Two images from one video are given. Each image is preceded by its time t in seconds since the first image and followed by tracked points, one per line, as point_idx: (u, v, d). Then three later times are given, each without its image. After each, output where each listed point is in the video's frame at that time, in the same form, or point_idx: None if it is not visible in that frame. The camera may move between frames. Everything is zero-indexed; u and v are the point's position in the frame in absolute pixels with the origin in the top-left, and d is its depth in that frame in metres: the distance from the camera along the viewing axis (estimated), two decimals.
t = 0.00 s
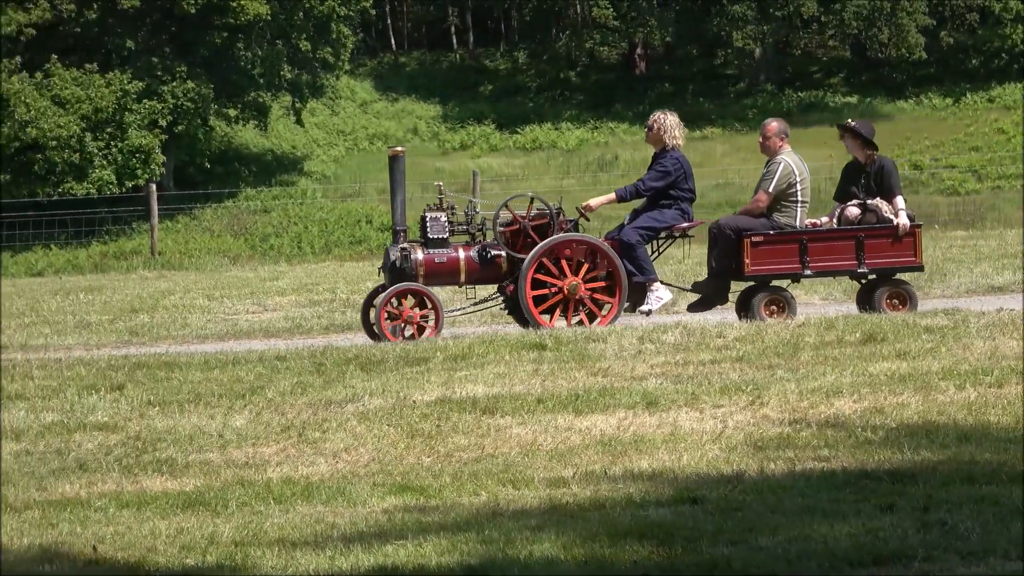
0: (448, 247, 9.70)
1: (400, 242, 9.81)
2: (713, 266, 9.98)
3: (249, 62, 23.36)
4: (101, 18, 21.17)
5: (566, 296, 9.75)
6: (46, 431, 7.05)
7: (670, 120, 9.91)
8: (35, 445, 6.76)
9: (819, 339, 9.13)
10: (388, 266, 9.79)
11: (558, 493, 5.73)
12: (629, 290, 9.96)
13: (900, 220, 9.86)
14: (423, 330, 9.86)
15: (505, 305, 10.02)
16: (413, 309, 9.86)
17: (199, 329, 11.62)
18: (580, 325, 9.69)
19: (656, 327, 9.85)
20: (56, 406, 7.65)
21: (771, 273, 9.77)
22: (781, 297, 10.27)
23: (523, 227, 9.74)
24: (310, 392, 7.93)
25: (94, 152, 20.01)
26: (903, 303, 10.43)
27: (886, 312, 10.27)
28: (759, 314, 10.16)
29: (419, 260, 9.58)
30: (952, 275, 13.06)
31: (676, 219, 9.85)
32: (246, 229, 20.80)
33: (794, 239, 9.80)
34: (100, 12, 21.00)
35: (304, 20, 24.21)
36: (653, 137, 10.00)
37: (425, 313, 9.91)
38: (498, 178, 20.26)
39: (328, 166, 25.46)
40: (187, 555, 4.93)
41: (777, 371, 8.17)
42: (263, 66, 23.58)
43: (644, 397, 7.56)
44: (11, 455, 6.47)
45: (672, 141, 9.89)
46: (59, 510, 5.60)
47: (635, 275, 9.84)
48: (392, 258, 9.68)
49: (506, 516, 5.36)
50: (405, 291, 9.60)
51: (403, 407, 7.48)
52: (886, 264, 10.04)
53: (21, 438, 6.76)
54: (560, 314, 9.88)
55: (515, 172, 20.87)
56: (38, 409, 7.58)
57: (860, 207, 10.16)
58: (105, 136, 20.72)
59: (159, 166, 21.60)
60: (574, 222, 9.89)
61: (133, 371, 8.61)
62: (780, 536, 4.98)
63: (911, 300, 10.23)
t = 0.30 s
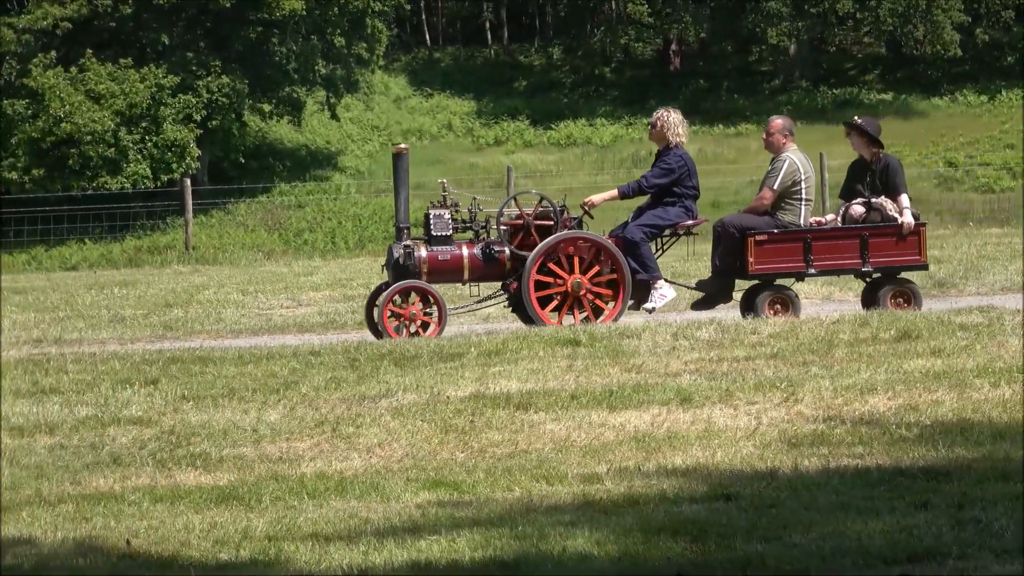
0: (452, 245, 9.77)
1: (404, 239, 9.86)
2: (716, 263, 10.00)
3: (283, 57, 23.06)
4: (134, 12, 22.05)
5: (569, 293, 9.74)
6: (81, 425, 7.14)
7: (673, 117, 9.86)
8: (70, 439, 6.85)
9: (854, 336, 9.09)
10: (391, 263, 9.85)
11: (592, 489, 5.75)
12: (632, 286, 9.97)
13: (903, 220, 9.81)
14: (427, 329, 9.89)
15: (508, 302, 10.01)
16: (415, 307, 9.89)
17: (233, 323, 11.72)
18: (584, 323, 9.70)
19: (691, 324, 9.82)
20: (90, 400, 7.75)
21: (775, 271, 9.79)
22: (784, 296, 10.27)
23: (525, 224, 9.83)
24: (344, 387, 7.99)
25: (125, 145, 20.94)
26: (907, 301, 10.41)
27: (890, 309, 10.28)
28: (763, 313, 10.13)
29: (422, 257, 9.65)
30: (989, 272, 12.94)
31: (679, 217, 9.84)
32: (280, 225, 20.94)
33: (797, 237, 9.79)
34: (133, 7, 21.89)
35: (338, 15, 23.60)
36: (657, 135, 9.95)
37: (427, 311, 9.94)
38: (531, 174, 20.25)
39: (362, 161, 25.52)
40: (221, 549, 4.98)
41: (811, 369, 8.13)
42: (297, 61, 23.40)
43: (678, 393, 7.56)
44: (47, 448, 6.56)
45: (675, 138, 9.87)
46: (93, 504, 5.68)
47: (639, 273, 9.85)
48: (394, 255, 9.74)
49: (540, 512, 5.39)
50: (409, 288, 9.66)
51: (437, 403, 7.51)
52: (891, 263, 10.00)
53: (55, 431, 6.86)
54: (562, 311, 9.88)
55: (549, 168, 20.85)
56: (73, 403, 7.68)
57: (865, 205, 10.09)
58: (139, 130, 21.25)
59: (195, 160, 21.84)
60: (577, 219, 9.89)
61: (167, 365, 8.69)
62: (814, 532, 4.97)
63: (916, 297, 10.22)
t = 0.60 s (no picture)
0: (450, 241, 10.00)
1: (402, 235, 10.09)
2: (718, 259, 10.79)
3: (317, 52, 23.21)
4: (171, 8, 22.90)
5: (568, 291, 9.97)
6: (113, 418, 7.22)
7: (672, 116, 10.73)
8: (102, 432, 6.93)
9: (886, 333, 9.06)
10: (390, 258, 10.08)
11: (624, 485, 5.77)
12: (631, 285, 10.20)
13: (902, 219, 10.54)
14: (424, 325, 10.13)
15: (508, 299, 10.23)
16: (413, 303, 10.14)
17: (265, 317, 11.81)
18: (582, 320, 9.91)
19: (725, 321, 9.81)
20: (123, 393, 7.84)
21: (775, 268, 10.43)
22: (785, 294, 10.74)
23: (525, 222, 10.00)
24: (376, 381, 8.04)
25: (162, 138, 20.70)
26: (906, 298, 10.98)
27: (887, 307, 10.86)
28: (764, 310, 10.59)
29: (421, 254, 9.86)
30: None
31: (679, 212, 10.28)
32: (312, 219, 21.07)
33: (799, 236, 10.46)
34: None
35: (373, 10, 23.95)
36: (655, 131, 10.94)
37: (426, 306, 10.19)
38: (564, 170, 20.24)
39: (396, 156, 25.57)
40: (252, 543, 5.02)
41: (843, 366, 8.11)
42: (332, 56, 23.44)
43: (710, 389, 7.56)
44: (80, 441, 6.66)
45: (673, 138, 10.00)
46: (125, 497, 5.76)
47: (637, 270, 10.09)
48: (394, 252, 9.96)
49: (572, 507, 5.41)
50: (408, 284, 9.91)
51: (469, 398, 7.54)
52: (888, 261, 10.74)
53: (88, 424, 6.95)
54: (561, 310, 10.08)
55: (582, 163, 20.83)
56: (105, 396, 7.78)
57: (865, 204, 10.86)
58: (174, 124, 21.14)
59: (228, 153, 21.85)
60: (577, 216, 10.03)
61: (199, 359, 8.77)
62: (846, 530, 4.97)
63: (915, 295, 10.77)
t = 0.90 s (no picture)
0: (446, 240, 9.91)
1: (396, 234, 9.96)
2: (712, 260, 10.04)
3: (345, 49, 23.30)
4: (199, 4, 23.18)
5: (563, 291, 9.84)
6: (140, 414, 7.27)
7: (667, 114, 9.86)
8: (129, 429, 6.98)
9: (913, 331, 9.02)
10: (385, 258, 9.95)
11: (649, 482, 5.78)
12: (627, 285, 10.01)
13: (901, 217, 9.84)
14: (420, 324, 10.03)
15: (504, 301, 10.12)
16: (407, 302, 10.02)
17: (292, 314, 11.87)
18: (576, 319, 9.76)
19: (753, 318, 9.80)
20: (149, 390, 7.89)
21: (770, 267, 9.78)
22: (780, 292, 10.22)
23: (520, 219, 9.99)
24: (402, 378, 8.08)
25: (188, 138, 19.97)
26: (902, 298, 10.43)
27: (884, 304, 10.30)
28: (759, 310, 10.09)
29: (417, 252, 9.75)
30: None
31: (675, 214, 9.94)
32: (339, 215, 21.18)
33: (793, 234, 9.80)
34: None
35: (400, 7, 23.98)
36: (650, 131, 9.92)
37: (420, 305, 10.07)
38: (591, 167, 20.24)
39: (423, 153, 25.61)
40: (278, 540, 5.05)
41: (870, 364, 8.08)
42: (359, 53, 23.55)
43: (737, 387, 7.55)
44: (107, 439, 6.73)
45: (670, 136, 9.90)
46: (151, 494, 5.78)
47: (633, 271, 9.89)
48: (388, 251, 9.84)
49: (598, 505, 5.42)
50: (403, 282, 9.79)
51: (495, 395, 7.56)
52: (885, 260, 9.99)
53: (114, 422, 7.00)
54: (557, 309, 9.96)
55: (609, 160, 20.80)
56: (132, 392, 7.83)
57: (862, 203, 10.15)
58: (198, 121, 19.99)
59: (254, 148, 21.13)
60: (573, 215, 10.00)
61: (226, 356, 8.81)
62: (873, 528, 4.96)
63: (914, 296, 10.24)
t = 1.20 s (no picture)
0: (437, 239, 9.89)
1: (389, 233, 10.00)
2: (704, 258, 10.06)
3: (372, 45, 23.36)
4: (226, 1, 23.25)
5: (555, 289, 9.76)
6: (166, 411, 7.32)
7: (661, 112, 9.83)
8: (156, 425, 7.04)
9: (940, 328, 8.99)
10: (376, 256, 9.97)
11: (676, 479, 5.79)
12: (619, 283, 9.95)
13: (892, 215, 9.85)
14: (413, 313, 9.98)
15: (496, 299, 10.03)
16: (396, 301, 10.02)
17: (318, 311, 11.92)
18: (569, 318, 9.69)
19: (780, 315, 9.81)
20: (176, 386, 7.95)
21: (763, 265, 9.80)
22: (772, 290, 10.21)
23: (513, 220, 9.85)
24: (429, 375, 8.11)
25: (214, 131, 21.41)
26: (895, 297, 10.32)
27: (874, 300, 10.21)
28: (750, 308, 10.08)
29: (407, 251, 9.76)
30: None
31: (667, 213, 9.86)
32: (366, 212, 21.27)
33: (785, 232, 9.82)
34: None
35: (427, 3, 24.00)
36: (644, 130, 9.90)
37: (411, 305, 10.17)
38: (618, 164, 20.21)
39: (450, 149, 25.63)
40: (306, 537, 5.07)
41: (897, 360, 8.06)
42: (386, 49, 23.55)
43: (764, 384, 7.55)
44: (134, 436, 6.78)
45: (663, 134, 9.83)
46: (178, 490, 5.80)
47: (624, 269, 9.83)
48: (380, 249, 9.86)
49: (624, 502, 5.44)
50: (393, 281, 9.80)
51: (522, 392, 7.58)
52: (877, 259, 10.01)
53: (141, 418, 7.06)
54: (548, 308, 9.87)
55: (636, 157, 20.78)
56: (159, 389, 7.89)
57: (854, 201, 10.17)
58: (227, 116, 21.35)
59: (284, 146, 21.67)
60: (565, 214, 9.93)
61: (253, 352, 8.85)
62: (900, 525, 4.95)
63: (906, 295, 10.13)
